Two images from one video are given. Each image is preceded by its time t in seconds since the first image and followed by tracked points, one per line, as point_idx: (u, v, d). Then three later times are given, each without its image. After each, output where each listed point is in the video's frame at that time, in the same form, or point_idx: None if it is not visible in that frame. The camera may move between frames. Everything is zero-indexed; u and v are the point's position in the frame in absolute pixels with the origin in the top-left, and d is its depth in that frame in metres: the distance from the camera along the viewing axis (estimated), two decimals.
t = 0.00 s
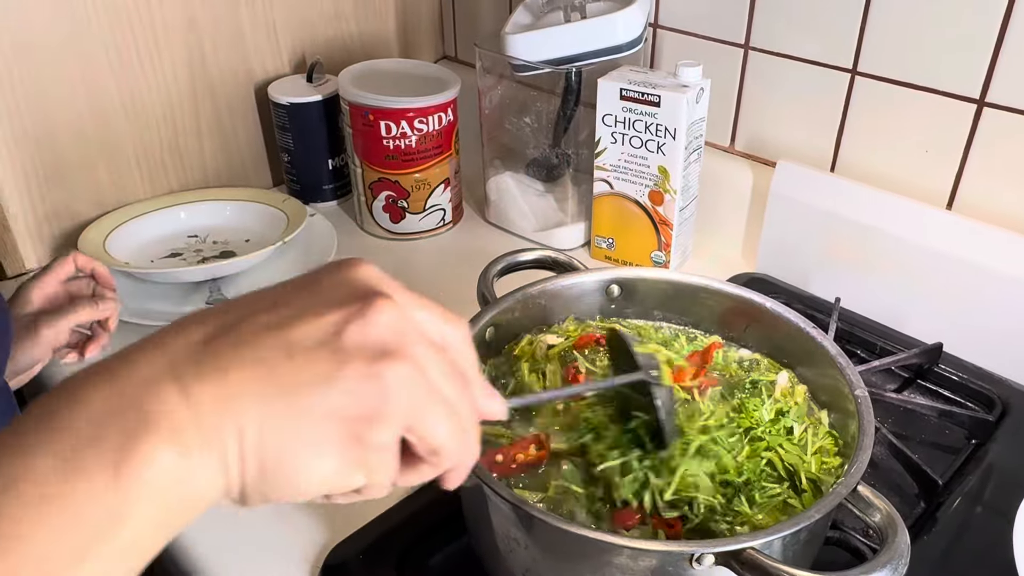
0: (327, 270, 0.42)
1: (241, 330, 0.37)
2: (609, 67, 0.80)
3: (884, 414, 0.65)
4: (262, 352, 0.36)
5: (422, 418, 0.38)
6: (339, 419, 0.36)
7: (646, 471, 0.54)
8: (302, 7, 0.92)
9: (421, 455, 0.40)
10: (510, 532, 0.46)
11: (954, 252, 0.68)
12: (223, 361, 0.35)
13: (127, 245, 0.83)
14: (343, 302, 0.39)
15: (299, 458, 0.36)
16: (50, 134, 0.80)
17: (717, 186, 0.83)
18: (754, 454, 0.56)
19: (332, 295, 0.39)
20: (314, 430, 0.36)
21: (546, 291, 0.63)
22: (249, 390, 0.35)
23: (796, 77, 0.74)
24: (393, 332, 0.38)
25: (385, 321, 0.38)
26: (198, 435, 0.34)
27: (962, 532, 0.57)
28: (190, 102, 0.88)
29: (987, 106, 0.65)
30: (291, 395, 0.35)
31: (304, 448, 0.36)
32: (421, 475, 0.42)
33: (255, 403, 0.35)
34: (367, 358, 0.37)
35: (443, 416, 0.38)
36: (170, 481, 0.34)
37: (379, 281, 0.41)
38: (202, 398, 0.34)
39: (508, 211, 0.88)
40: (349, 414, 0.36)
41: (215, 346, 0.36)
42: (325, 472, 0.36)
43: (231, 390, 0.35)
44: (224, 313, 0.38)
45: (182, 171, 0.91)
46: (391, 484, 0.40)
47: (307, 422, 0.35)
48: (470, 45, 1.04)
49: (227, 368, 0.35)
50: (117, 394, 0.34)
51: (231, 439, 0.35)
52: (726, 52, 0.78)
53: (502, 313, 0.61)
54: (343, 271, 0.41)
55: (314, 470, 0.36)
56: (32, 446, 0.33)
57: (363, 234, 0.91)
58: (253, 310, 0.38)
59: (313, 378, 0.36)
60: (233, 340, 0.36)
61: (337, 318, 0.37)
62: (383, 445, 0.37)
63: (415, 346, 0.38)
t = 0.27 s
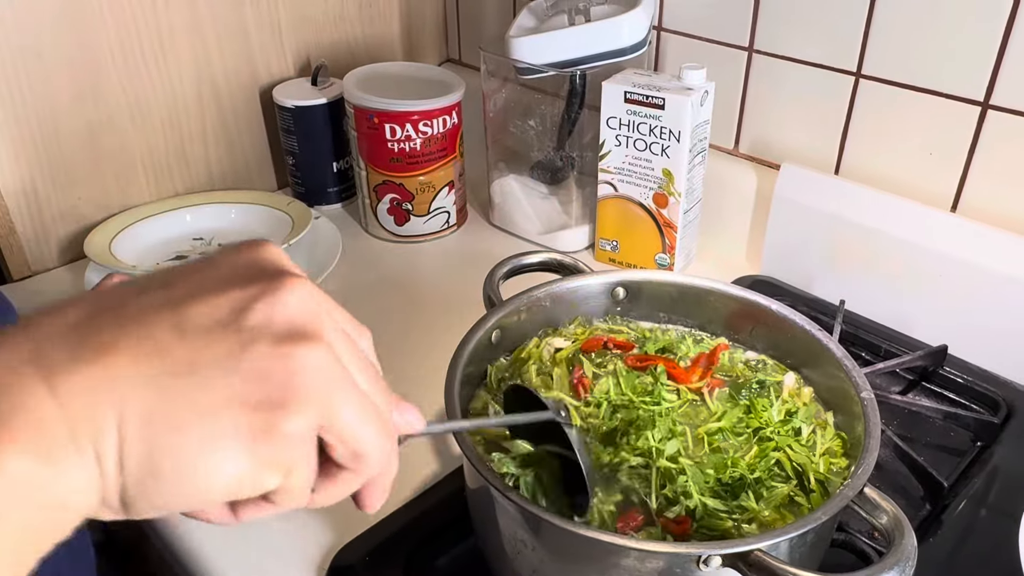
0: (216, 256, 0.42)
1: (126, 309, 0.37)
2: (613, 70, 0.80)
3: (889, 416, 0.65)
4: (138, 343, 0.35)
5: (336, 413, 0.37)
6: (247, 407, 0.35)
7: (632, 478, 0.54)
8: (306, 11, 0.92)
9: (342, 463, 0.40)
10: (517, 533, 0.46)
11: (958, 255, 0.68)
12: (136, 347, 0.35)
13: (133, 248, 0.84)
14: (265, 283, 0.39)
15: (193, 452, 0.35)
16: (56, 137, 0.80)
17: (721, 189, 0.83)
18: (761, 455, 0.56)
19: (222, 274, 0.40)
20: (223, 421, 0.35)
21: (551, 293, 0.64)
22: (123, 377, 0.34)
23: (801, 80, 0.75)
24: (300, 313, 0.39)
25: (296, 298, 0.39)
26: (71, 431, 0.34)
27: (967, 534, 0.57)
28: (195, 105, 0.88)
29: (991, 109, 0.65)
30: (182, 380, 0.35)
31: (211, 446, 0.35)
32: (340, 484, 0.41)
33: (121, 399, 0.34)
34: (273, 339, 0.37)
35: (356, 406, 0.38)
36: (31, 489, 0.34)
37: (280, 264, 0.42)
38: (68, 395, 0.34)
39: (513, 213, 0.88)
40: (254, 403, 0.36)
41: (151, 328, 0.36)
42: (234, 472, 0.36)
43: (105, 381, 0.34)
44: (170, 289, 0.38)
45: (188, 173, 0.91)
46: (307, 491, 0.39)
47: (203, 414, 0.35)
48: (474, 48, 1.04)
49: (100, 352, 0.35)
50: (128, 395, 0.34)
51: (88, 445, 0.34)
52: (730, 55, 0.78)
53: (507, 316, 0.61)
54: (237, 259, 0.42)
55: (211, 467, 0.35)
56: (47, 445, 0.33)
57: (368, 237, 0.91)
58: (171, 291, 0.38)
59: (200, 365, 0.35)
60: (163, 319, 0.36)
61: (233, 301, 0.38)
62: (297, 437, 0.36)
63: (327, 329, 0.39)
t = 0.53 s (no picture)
0: (346, 255, 0.43)
1: (296, 318, 0.38)
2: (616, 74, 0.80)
3: (891, 420, 0.65)
4: (311, 343, 0.37)
5: (472, 384, 0.40)
6: (410, 390, 0.38)
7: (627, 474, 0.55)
8: (310, 15, 0.93)
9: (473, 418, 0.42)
10: (520, 537, 0.46)
11: (961, 258, 0.69)
12: (311, 352, 0.37)
13: (136, 252, 0.84)
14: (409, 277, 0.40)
15: (365, 435, 0.37)
16: (60, 141, 0.81)
17: (723, 193, 0.83)
18: (766, 462, 0.56)
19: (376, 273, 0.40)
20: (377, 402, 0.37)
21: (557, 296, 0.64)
22: (312, 381, 0.36)
23: (804, 84, 0.75)
24: (440, 304, 0.40)
25: (436, 290, 0.40)
26: (273, 428, 0.36)
27: (971, 537, 0.57)
28: (199, 109, 0.89)
29: (993, 113, 0.65)
30: (355, 379, 0.37)
31: (372, 424, 0.37)
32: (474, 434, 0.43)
33: (312, 401, 0.36)
34: (422, 331, 0.38)
35: (489, 377, 0.40)
36: (248, 479, 0.36)
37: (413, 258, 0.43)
38: (271, 395, 0.36)
39: (515, 217, 0.88)
40: (415, 386, 0.38)
41: (318, 333, 0.37)
42: (398, 447, 0.38)
43: (293, 391, 0.36)
44: (328, 294, 0.39)
45: (191, 177, 0.92)
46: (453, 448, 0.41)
47: (375, 395, 0.37)
48: (477, 52, 1.04)
49: (290, 357, 0.36)
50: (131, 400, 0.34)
51: (288, 437, 0.36)
52: (732, 59, 0.79)
53: (512, 319, 0.62)
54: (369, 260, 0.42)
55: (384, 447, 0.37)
56: (189, 451, 0.35)
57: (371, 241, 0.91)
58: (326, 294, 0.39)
59: (377, 358, 0.37)
60: (323, 324, 0.37)
61: (386, 298, 0.39)
62: (446, 411, 0.39)
63: (461, 316, 0.40)
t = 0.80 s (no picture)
0: (364, 257, 0.42)
1: (300, 320, 0.35)
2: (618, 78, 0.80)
3: (894, 424, 0.65)
4: (320, 352, 0.34)
5: (505, 417, 0.38)
6: (441, 414, 0.35)
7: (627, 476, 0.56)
8: (312, 20, 0.93)
9: (507, 465, 0.40)
10: (524, 541, 0.46)
11: (963, 262, 0.69)
12: (321, 363, 0.34)
13: (139, 255, 0.84)
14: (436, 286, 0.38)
15: (381, 469, 0.34)
16: (64, 145, 0.81)
17: (726, 196, 0.83)
18: (767, 470, 0.57)
19: (394, 277, 0.39)
20: (401, 433, 0.34)
21: (560, 300, 0.64)
22: (328, 393, 0.33)
23: (806, 87, 0.75)
24: (473, 319, 0.39)
25: (467, 302, 0.39)
26: (270, 454, 0.32)
27: (974, 541, 0.57)
28: (202, 113, 0.89)
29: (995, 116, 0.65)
30: (379, 397, 0.34)
31: (405, 454, 0.34)
32: (509, 483, 0.41)
33: (314, 414, 0.33)
34: (453, 344, 0.37)
35: (523, 413, 0.38)
36: (226, 522, 0.31)
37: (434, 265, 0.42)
38: (263, 414, 0.32)
39: (518, 220, 0.88)
40: (446, 410, 0.35)
41: (328, 334, 0.34)
42: (426, 486, 0.35)
43: (296, 401, 0.33)
44: (342, 296, 0.37)
45: (194, 181, 0.92)
46: (483, 496, 0.39)
47: (403, 426, 0.34)
48: (479, 56, 1.04)
49: (294, 370, 0.33)
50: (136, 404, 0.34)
51: (288, 467, 0.33)
52: (734, 63, 0.79)
53: (515, 324, 0.61)
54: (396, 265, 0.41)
55: (396, 482, 0.34)
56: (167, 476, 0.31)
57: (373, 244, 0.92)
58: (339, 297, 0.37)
59: (402, 374, 0.35)
60: (335, 323, 0.35)
61: (410, 303, 0.37)
62: (478, 444, 0.36)
63: (495, 333, 0.39)
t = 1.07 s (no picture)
0: (411, 325, 0.43)
1: (370, 382, 0.37)
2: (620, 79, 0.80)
3: (898, 425, 0.65)
4: (392, 408, 0.36)
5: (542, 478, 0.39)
6: (491, 463, 0.37)
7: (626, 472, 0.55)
8: (314, 21, 0.93)
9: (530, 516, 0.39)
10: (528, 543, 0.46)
11: (966, 263, 0.68)
12: (390, 421, 0.36)
13: (142, 257, 0.84)
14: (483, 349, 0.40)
15: (440, 515, 0.36)
16: (67, 148, 0.81)
17: (729, 197, 0.83)
18: (774, 468, 0.56)
19: (441, 345, 0.40)
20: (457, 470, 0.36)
21: (564, 300, 0.64)
22: (396, 450, 0.35)
23: (808, 88, 0.75)
24: (512, 380, 0.40)
25: (507, 366, 0.40)
26: (343, 503, 0.34)
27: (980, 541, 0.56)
28: (204, 114, 0.89)
29: (998, 117, 0.65)
30: (441, 450, 0.36)
31: (461, 509, 0.36)
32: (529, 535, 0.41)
33: (393, 471, 0.35)
34: (498, 406, 0.38)
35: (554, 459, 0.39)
36: (324, 566, 0.34)
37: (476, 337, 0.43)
38: (347, 464, 0.34)
39: (520, 221, 0.88)
40: (494, 463, 0.37)
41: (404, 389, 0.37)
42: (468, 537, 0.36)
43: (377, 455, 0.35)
44: (403, 361, 0.39)
45: (197, 183, 0.92)
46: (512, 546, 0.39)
47: (460, 473, 0.36)
48: (481, 57, 1.05)
49: (369, 428, 0.35)
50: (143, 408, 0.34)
51: (368, 516, 0.35)
52: (737, 64, 0.79)
53: (518, 323, 0.62)
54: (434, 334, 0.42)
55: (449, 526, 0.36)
56: (258, 524, 0.33)
57: (376, 245, 0.92)
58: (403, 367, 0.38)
59: (459, 429, 0.37)
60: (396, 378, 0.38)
61: (459, 369, 0.39)
62: (499, 492, 0.37)
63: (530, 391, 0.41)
